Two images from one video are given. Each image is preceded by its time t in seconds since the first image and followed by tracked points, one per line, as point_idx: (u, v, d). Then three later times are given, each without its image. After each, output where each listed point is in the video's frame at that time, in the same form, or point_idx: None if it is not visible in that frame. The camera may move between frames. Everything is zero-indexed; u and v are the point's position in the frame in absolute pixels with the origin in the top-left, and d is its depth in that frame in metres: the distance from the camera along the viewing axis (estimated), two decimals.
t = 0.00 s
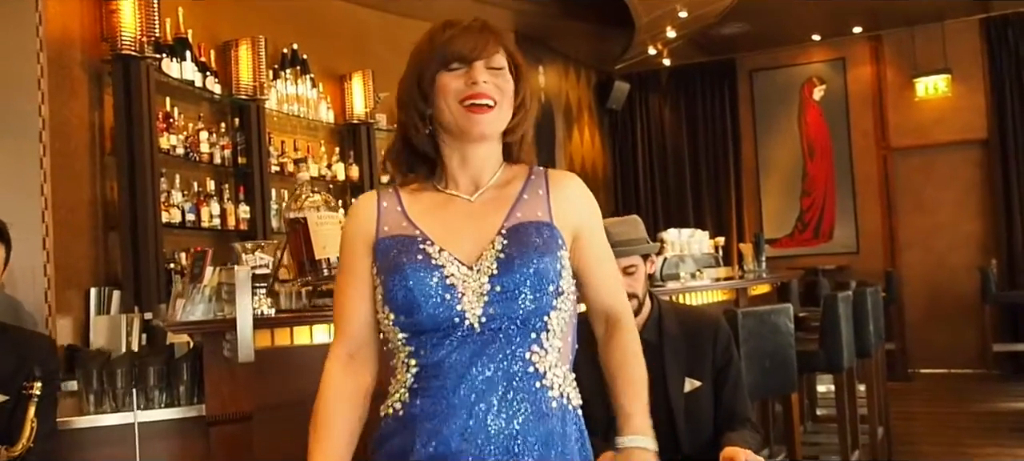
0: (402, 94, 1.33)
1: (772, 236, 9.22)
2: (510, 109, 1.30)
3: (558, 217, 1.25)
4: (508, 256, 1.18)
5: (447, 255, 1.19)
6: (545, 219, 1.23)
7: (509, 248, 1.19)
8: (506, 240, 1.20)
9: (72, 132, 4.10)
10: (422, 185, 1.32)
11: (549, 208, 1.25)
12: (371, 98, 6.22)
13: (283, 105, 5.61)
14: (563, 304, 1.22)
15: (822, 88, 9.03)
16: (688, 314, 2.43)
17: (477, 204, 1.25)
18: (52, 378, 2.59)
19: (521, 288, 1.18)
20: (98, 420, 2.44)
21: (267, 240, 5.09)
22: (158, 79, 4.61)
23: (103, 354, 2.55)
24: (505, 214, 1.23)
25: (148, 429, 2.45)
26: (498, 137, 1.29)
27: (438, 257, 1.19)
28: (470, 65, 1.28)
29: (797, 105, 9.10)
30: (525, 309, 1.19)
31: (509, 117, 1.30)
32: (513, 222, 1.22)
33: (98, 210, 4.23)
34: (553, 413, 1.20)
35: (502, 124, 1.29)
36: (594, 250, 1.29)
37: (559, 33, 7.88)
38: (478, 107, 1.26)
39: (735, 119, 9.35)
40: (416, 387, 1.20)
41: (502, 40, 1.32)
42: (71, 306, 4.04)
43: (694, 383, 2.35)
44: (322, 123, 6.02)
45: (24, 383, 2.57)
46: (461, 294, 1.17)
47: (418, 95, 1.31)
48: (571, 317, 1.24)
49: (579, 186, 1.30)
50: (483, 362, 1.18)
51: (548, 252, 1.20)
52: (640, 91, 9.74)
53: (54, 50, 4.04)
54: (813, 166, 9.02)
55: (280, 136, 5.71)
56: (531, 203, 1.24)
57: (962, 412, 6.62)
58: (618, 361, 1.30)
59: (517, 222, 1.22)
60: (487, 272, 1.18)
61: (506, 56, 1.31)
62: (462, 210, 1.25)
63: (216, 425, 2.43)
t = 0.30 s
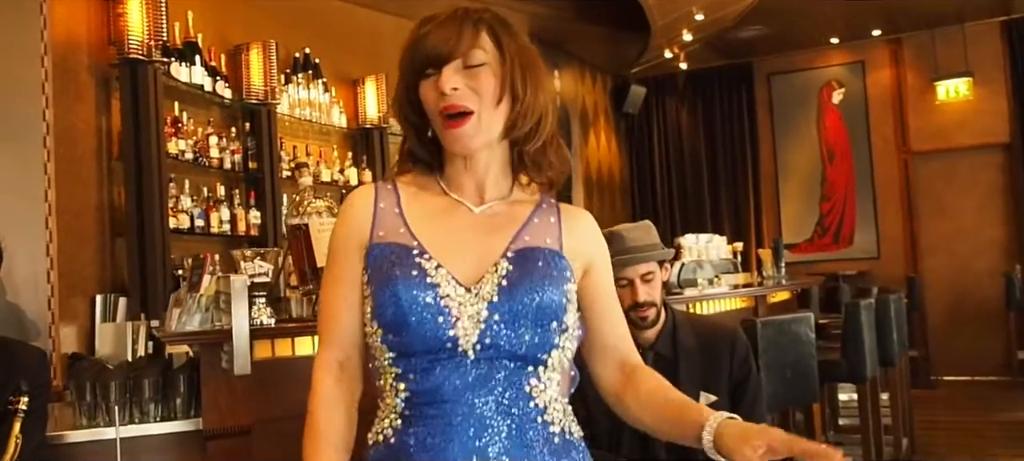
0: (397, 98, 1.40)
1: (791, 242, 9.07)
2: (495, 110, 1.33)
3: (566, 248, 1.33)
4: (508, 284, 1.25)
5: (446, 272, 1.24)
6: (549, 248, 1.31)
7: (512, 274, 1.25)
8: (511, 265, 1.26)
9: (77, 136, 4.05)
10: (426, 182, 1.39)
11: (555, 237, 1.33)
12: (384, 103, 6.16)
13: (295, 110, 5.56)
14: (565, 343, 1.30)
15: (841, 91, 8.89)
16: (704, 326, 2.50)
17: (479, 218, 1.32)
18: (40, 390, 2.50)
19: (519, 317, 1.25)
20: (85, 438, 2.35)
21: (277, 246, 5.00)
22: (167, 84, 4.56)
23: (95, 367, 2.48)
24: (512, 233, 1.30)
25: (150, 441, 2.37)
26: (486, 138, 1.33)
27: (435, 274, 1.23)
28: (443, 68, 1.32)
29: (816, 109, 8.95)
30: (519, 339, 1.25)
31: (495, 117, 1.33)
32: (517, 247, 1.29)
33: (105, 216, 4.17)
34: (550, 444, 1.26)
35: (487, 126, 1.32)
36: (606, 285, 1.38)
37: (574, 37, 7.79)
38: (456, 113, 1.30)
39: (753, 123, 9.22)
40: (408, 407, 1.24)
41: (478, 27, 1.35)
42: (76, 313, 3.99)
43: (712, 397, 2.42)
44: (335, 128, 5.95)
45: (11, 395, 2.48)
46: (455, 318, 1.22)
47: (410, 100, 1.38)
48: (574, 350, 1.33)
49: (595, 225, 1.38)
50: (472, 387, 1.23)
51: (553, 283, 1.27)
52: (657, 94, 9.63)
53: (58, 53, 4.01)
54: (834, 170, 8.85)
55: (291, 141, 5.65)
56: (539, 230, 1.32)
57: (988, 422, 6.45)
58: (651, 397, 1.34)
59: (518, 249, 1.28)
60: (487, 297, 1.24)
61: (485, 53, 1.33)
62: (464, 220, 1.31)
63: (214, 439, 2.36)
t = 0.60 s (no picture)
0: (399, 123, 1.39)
1: (808, 247, 8.93)
2: (494, 131, 1.28)
3: (569, 285, 1.28)
4: (493, 323, 1.21)
5: (431, 305, 1.23)
6: (548, 284, 1.26)
7: (500, 313, 1.21)
8: (499, 302, 1.22)
9: (84, 139, 3.99)
10: (434, 205, 1.39)
11: (557, 272, 1.27)
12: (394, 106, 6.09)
13: (305, 113, 5.50)
14: (553, 388, 1.25)
15: (860, 94, 8.75)
16: (721, 334, 2.44)
17: (478, 245, 1.30)
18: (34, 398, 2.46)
19: (505, 357, 1.21)
20: (86, 449, 2.23)
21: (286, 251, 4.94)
22: (175, 87, 4.52)
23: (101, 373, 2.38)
24: (510, 266, 1.26)
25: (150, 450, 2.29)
26: (487, 159, 1.29)
27: (419, 305, 1.22)
28: (435, 89, 1.29)
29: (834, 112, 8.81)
30: (503, 381, 1.22)
31: (494, 138, 1.28)
32: (511, 283, 1.25)
33: (112, 220, 4.09)
34: None
35: (486, 147, 1.28)
36: (618, 324, 1.31)
37: (588, 39, 7.70)
38: (449, 136, 1.26)
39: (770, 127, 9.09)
40: (393, 438, 1.24)
41: (472, 41, 1.31)
42: (83, 319, 3.92)
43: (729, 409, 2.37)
44: (345, 131, 5.88)
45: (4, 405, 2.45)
46: (435, 353, 1.20)
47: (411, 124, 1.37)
48: (572, 387, 1.28)
49: (608, 262, 1.31)
50: (452, 423, 1.22)
51: (545, 323, 1.22)
52: (672, 98, 9.53)
53: (65, 55, 3.96)
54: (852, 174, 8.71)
55: (301, 145, 5.58)
56: (540, 265, 1.27)
57: (1012, 432, 6.30)
58: (650, 446, 1.29)
59: (512, 286, 1.24)
60: (472, 335, 1.21)
61: (479, 72, 1.29)
62: (462, 250, 1.29)
63: (216, 449, 2.28)
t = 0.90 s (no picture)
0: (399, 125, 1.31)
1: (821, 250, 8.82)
2: (492, 121, 1.18)
3: (587, 266, 1.18)
4: (508, 320, 1.12)
5: (445, 302, 1.15)
6: (569, 271, 1.17)
7: (516, 307, 1.13)
8: (515, 297, 1.14)
9: (87, 143, 3.92)
10: (442, 202, 1.29)
11: (577, 258, 1.18)
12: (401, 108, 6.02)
13: (312, 116, 5.42)
14: (576, 386, 1.16)
15: (874, 95, 8.63)
16: (736, 348, 2.38)
17: (491, 239, 1.21)
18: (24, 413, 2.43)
19: (522, 358, 1.12)
20: None
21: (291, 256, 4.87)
22: (179, 89, 4.44)
23: (98, 384, 2.38)
24: (527, 254, 1.18)
25: None
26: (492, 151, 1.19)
27: (432, 302, 1.15)
28: (427, 83, 1.20)
29: (848, 113, 8.68)
30: (523, 383, 1.13)
31: (493, 128, 1.18)
32: (529, 272, 1.16)
33: (115, 224, 4.02)
34: None
35: (488, 141, 1.18)
36: (630, 302, 1.18)
37: (599, 40, 7.61)
38: (443, 133, 1.17)
39: (782, 129, 8.97)
40: (397, 448, 1.16)
41: (461, 26, 1.22)
42: (85, 327, 3.86)
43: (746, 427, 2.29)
44: (352, 134, 5.81)
45: None
46: (449, 355, 1.13)
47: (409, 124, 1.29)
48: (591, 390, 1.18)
49: (627, 232, 1.20)
50: (470, 432, 1.13)
51: (568, 315, 1.13)
52: (683, 99, 9.42)
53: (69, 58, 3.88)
54: (866, 176, 8.59)
55: (307, 148, 5.51)
56: (557, 251, 1.18)
57: None
58: (636, 452, 1.14)
59: (529, 277, 1.16)
60: (487, 332, 1.13)
61: (470, 60, 1.19)
62: (474, 245, 1.20)
63: None
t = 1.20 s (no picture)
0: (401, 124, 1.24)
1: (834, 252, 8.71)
2: (493, 124, 1.10)
3: (603, 265, 1.11)
4: (522, 326, 1.05)
5: (451, 309, 1.08)
6: (586, 273, 1.10)
7: (529, 312, 1.06)
8: (528, 301, 1.07)
9: (90, 146, 3.87)
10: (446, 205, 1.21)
11: (593, 258, 1.11)
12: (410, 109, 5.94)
13: (319, 117, 5.36)
14: (594, 397, 1.07)
15: (887, 94, 8.52)
16: (759, 356, 2.29)
17: (503, 247, 1.13)
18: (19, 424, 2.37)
19: (536, 368, 1.05)
20: None
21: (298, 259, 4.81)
22: (184, 91, 4.38)
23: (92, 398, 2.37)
24: (538, 257, 1.11)
25: None
26: (498, 156, 1.11)
27: (437, 310, 1.07)
28: (427, 81, 1.12)
29: (861, 113, 8.58)
30: (536, 395, 1.05)
31: (496, 133, 1.10)
32: (539, 275, 1.09)
33: (119, 228, 3.97)
34: None
35: (493, 145, 1.10)
36: (649, 299, 1.11)
37: (607, 40, 7.54)
38: (444, 140, 1.09)
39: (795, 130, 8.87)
40: None
41: (462, 23, 1.13)
42: (87, 332, 3.80)
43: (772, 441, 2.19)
44: (361, 136, 5.74)
45: None
46: (457, 367, 1.05)
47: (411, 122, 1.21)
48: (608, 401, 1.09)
49: (644, 222, 1.14)
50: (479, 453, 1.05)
51: (586, 319, 1.06)
52: (694, 99, 9.33)
53: (71, 60, 3.82)
54: (879, 177, 8.48)
55: (314, 150, 5.44)
56: (572, 250, 1.12)
57: None
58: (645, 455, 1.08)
59: (541, 281, 1.09)
60: (502, 338, 1.06)
61: (473, 56, 1.12)
62: (480, 254, 1.13)
63: None
